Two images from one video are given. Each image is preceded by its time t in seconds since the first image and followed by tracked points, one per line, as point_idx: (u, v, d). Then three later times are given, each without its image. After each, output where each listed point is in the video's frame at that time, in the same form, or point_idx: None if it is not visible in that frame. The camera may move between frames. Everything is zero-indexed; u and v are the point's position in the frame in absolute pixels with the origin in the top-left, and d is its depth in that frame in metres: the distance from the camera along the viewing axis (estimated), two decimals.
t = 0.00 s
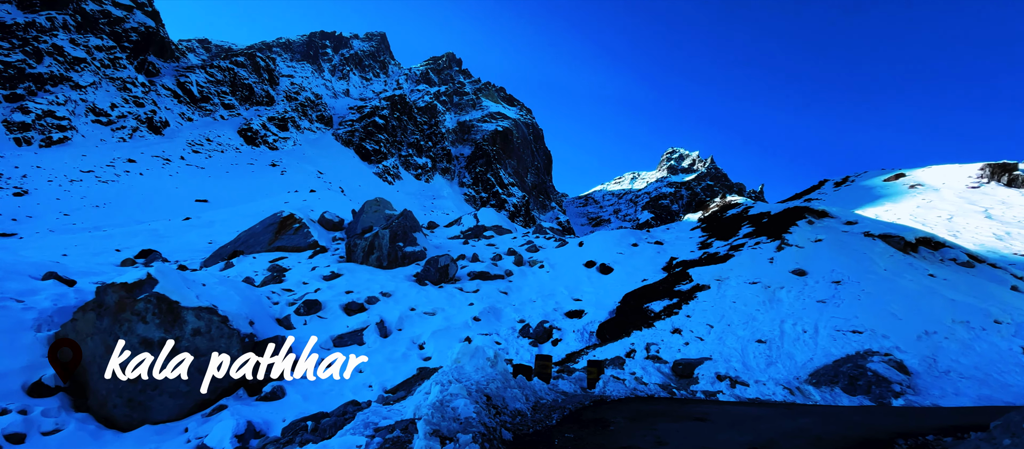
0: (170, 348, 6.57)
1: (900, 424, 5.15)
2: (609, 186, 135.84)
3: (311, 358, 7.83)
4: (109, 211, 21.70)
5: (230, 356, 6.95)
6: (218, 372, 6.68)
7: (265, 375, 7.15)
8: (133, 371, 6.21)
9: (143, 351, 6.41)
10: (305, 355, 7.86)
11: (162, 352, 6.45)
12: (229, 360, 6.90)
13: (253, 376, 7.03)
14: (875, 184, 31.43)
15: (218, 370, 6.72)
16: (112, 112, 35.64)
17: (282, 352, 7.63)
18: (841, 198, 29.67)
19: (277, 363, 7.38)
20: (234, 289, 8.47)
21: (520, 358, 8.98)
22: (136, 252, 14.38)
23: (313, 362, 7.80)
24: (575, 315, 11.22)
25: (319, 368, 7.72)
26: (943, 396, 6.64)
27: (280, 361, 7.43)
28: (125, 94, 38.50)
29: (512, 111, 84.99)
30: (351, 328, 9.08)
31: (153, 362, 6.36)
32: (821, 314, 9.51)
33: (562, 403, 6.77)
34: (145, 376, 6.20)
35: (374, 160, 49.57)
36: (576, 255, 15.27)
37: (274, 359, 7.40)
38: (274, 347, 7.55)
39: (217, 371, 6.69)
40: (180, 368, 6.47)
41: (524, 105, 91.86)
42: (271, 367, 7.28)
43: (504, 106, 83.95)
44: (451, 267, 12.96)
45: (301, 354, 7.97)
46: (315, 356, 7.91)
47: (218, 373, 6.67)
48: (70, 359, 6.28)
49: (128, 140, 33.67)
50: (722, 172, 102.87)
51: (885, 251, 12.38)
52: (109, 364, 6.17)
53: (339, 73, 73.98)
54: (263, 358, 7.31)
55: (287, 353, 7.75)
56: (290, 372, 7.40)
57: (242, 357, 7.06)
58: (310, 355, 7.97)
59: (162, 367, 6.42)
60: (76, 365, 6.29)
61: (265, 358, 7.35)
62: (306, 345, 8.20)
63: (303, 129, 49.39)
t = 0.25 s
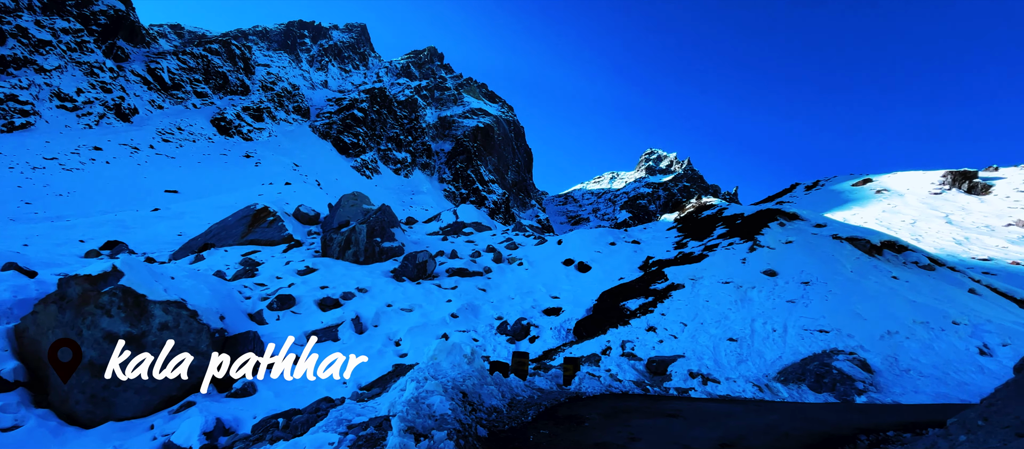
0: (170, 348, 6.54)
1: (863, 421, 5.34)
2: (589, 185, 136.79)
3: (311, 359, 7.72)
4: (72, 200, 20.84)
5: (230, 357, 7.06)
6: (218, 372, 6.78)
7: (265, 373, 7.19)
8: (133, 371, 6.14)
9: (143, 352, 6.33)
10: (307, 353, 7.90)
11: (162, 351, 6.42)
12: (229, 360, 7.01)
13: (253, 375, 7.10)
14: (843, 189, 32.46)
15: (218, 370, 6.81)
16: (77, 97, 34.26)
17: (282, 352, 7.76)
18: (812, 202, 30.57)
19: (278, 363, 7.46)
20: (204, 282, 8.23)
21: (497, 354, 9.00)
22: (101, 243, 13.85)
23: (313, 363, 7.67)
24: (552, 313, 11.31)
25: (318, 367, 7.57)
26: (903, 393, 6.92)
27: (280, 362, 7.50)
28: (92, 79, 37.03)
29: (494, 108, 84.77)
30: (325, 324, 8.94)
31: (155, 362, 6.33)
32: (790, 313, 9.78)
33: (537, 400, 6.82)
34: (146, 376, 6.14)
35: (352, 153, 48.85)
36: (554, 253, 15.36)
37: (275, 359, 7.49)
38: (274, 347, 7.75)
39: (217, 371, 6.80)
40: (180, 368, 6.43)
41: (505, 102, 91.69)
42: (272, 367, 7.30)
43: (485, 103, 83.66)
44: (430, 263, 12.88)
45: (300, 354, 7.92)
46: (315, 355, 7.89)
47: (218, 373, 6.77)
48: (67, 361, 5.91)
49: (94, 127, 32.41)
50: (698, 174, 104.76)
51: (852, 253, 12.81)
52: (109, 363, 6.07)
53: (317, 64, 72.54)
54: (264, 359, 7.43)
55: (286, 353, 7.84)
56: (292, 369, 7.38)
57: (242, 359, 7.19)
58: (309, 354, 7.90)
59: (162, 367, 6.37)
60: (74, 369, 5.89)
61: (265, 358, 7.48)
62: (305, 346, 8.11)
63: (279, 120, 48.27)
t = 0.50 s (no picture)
0: (170, 348, 6.59)
1: (828, 417, 5.52)
2: (569, 184, 137.48)
3: (311, 359, 7.62)
4: (32, 188, 19.91)
5: (229, 356, 7.08)
6: (218, 371, 6.76)
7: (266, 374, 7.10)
8: (134, 371, 6.13)
9: (142, 351, 6.33)
10: (306, 353, 7.82)
11: (164, 349, 6.49)
12: (229, 360, 7.02)
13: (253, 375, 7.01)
14: (815, 192, 33.38)
15: (218, 368, 6.81)
16: (41, 81, 32.84)
17: (282, 353, 7.73)
18: (784, 204, 31.39)
19: (278, 363, 7.37)
20: (173, 276, 7.98)
21: (474, 351, 9.01)
22: (65, 233, 13.32)
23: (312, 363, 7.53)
24: (530, 310, 11.37)
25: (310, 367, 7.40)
26: (866, 390, 7.18)
27: (280, 362, 7.46)
28: (56, 63, 35.52)
29: (475, 104, 84.37)
30: (299, 319, 8.80)
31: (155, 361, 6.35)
32: (760, 312, 10.04)
33: (514, 396, 6.84)
34: (146, 376, 6.18)
35: (330, 146, 48.05)
36: (534, 251, 15.41)
37: (274, 359, 7.47)
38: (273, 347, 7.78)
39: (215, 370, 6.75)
40: (180, 368, 6.56)
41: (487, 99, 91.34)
42: (272, 367, 7.23)
43: (467, 98, 83.18)
44: (408, 259, 12.79)
45: (300, 354, 7.84)
46: (315, 355, 7.81)
47: (219, 372, 6.74)
48: (67, 360, 5.75)
49: (59, 112, 31.10)
50: (676, 175, 106.38)
51: (821, 255, 13.20)
52: (109, 363, 6.02)
53: (295, 54, 70.96)
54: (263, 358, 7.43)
55: (286, 353, 7.81)
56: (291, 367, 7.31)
57: (242, 359, 7.20)
58: (309, 355, 7.80)
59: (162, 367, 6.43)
60: (73, 370, 5.75)
61: (264, 357, 7.47)
62: (305, 346, 8.03)
63: (254, 110, 47.02)
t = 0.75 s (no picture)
0: (170, 348, 6.70)
1: (797, 413, 5.69)
2: (550, 181, 137.88)
3: (311, 359, 7.41)
4: None
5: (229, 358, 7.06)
6: (218, 372, 6.69)
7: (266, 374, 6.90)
8: (134, 371, 6.13)
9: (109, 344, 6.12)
10: (306, 352, 7.66)
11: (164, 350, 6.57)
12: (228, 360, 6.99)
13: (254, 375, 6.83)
14: (788, 194, 34.25)
15: (218, 370, 6.77)
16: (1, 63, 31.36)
17: (282, 353, 7.55)
18: (759, 206, 32.12)
19: (278, 362, 7.16)
20: (141, 267, 7.70)
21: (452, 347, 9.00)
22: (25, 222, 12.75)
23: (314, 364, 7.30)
24: (510, 306, 11.40)
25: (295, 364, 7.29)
26: (833, 387, 7.43)
27: (280, 362, 7.22)
28: (18, 44, 33.95)
29: (457, 98, 83.79)
30: (273, 314, 8.62)
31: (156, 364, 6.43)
32: (733, 310, 10.27)
33: (490, 392, 6.85)
34: (146, 376, 6.24)
35: (307, 137, 47.13)
36: (514, 247, 15.40)
37: (275, 359, 7.24)
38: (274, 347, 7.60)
39: (216, 371, 6.71)
40: (180, 368, 6.47)
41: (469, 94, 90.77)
42: (272, 366, 7.01)
43: (449, 93, 82.53)
44: (386, 254, 12.65)
45: (300, 355, 7.63)
46: (315, 355, 7.64)
47: (218, 373, 6.66)
48: (67, 361, 5.68)
49: (20, 96, 29.74)
50: (655, 174, 107.77)
51: (793, 255, 13.56)
52: (108, 363, 5.98)
53: (272, 42, 69.23)
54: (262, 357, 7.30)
55: (286, 354, 7.60)
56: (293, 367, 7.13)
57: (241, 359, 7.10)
58: (310, 355, 7.60)
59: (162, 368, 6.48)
60: (72, 370, 5.68)
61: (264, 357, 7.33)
62: (306, 346, 7.84)
63: (228, 98, 45.67)
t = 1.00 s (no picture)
0: (169, 348, 6.76)
1: (768, 407, 5.85)
2: (531, 177, 138.09)
3: (312, 358, 7.03)
4: None
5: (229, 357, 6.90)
6: (218, 372, 6.51)
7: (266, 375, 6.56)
8: (133, 371, 6.15)
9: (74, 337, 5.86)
10: (307, 352, 7.41)
11: (166, 350, 6.55)
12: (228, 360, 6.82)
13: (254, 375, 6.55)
14: (763, 194, 35.04)
15: (218, 369, 6.60)
16: None
17: (282, 353, 7.33)
18: (735, 205, 32.79)
19: (278, 363, 6.86)
20: (107, 258, 7.41)
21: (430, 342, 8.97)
22: None
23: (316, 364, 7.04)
24: (489, 301, 11.41)
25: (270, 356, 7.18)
26: (801, 382, 7.66)
27: (280, 362, 6.94)
28: None
29: (439, 92, 83.07)
30: (246, 308, 8.45)
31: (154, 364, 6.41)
32: (708, 307, 10.47)
33: (468, 387, 6.85)
34: (145, 376, 6.15)
35: (284, 127, 46.14)
36: (494, 243, 15.39)
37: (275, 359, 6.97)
38: (274, 347, 7.37)
39: (215, 371, 6.46)
40: (180, 368, 6.39)
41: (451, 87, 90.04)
42: (272, 366, 6.75)
43: (430, 86, 81.72)
44: (364, 248, 12.51)
45: (300, 355, 7.41)
46: (316, 355, 7.39)
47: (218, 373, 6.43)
48: (67, 361, 5.62)
49: None
50: (635, 173, 108.90)
51: (766, 254, 13.90)
52: (109, 363, 6.06)
53: (249, 28, 67.33)
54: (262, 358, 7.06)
55: (286, 353, 7.37)
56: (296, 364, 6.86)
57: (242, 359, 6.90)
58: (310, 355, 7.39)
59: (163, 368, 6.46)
60: (72, 370, 5.66)
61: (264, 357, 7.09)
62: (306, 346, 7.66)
63: (202, 85, 44.21)
